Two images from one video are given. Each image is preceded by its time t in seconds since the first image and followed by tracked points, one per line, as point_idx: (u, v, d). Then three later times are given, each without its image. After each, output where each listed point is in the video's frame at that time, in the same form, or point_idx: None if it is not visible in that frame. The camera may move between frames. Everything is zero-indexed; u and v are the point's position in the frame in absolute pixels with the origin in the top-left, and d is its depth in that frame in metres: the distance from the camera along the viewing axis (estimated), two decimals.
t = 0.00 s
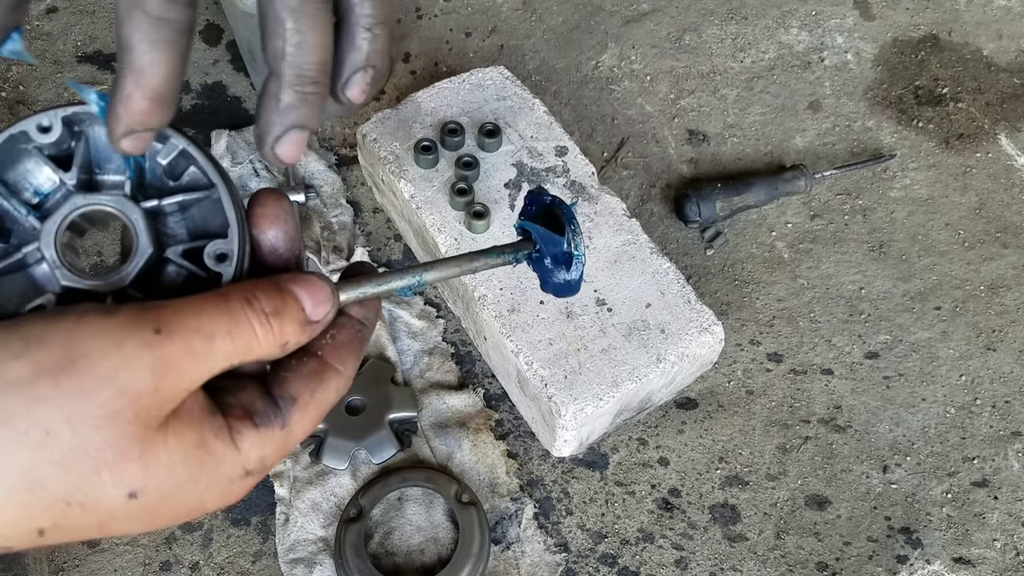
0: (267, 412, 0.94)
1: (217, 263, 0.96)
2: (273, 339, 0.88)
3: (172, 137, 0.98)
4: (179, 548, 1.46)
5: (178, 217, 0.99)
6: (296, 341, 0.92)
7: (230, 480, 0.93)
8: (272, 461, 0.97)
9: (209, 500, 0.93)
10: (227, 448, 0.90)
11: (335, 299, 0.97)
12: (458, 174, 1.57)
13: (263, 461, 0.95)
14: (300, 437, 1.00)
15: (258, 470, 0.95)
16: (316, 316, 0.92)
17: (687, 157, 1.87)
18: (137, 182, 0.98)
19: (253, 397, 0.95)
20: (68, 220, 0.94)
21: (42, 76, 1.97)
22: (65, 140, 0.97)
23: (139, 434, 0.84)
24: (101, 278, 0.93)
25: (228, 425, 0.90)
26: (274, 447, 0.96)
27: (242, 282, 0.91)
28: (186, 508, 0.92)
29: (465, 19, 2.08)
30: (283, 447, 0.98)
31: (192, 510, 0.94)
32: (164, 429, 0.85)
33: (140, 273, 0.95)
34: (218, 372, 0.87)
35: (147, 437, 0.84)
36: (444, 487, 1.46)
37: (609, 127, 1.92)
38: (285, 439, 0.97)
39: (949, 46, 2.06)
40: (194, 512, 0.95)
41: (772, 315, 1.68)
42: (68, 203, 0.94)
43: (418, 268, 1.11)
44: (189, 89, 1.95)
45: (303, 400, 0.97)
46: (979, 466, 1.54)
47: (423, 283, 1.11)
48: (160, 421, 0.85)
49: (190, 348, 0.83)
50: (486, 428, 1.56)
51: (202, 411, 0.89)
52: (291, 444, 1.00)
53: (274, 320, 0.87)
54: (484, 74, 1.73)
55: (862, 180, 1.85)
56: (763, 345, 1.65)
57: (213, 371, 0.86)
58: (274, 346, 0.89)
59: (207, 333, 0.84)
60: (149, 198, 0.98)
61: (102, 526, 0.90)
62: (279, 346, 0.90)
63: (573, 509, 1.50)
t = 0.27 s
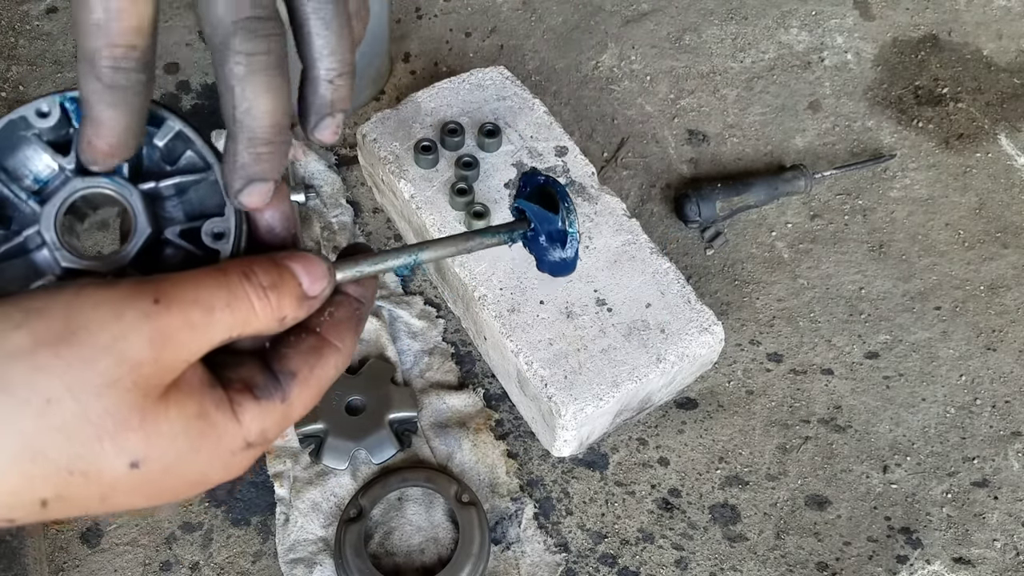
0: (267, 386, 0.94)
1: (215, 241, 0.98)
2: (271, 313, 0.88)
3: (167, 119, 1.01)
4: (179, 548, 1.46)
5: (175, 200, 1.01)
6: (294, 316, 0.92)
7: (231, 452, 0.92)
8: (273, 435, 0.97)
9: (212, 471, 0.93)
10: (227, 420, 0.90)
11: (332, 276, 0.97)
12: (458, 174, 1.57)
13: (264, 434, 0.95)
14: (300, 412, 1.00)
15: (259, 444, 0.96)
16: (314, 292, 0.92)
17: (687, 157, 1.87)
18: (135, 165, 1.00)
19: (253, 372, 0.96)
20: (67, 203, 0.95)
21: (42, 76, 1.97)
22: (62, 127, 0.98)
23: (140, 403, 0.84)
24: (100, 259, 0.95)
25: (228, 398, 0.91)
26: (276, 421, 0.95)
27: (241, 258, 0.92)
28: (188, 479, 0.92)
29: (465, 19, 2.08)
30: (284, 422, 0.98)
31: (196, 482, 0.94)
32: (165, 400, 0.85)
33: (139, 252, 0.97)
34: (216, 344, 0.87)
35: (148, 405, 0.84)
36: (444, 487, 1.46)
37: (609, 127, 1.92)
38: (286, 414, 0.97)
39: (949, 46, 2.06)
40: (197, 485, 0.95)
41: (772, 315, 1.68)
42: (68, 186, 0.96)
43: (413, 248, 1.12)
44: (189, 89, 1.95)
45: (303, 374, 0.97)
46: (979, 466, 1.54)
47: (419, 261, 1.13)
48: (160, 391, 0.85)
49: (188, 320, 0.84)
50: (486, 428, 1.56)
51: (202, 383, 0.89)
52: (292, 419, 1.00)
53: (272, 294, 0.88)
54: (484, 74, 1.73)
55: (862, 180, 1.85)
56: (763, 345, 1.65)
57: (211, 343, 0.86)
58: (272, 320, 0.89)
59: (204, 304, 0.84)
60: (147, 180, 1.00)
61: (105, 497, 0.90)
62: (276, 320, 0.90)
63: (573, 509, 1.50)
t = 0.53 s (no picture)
0: (268, 387, 0.95)
1: (214, 248, 0.98)
2: (271, 315, 0.89)
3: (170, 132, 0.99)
4: (179, 548, 1.46)
5: (174, 212, 1.00)
6: (294, 318, 0.92)
7: (233, 453, 0.92)
8: (272, 437, 0.97)
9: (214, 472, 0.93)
10: (230, 421, 0.90)
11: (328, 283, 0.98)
12: (458, 174, 1.57)
13: (265, 436, 0.95)
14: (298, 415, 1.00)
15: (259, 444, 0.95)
16: (311, 296, 0.93)
17: (687, 157, 1.87)
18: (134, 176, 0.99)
19: (253, 374, 0.96)
20: (67, 214, 0.93)
21: (43, 76, 1.97)
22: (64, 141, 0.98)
23: (145, 402, 0.83)
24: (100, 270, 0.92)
25: (230, 399, 0.91)
26: (276, 423, 0.96)
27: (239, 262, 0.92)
28: (190, 480, 0.91)
29: (465, 19, 2.08)
30: (283, 424, 0.98)
31: (197, 483, 0.93)
32: (168, 399, 0.85)
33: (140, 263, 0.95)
34: (218, 345, 0.87)
35: (153, 406, 0.84)
36: (444, 487, 1.46)
37: (609, 127, 1.92)
38: (285, 416, 0.97)
39: (949, 46, 2.06)
40: (197, 487, 0.95)
41: (772, 315, 1.68)
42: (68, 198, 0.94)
43: (405, 254, 1.12)
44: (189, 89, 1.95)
45: (302, 376, 0.98)
46: (979, 466, 1.54)
47: (412, 267, 1.12)
48: (165, 391, 0.84)
49: (191, 320, 0.84)
50: (486, 428, 1.56)
51: (205, 384, 0.89)
52: (290, 422, 1.00)
53: (271, 295, 0.88)
54: (484, 74, 1.73)
55: (861, 180, 1.85)
56: (763, 345, 1.65)
57: (213, 344, 0.86)
58: (274, 322, 0.89)
59: (207, 303, 0.84)
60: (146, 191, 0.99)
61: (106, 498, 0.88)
62: (277, 322, 0.90)
63: (573, 509, 1.50)
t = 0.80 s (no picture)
0: (263, 354, 0.96)
1: (209, 216, 0.98)
2: (265, 274, 0.90)
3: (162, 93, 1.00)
4: (179, 548, 1.46)
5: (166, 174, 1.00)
6: (289, 281, 0.93)
7: (228, 417, 0.93)
8: (269, 404, 0.98)
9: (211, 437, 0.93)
10: (224, 383, 0.91)
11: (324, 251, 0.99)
12: (458, 174, 1.57)
13: (260, 401, 0.96)
14: (296, 385, 1.01)
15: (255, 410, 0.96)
16: (305, 259, 0.94)
17: (687, 157, 1.87)
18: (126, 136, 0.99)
19: (250, 342, 0.97)
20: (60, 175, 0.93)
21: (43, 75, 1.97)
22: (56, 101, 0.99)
23: (138, 357, 0.85)
24: (94, 233, 0.94)
25: (224, 362, 0.92)
26: (272, 389, 0.97)
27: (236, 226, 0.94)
28: (186, 444, 0.92)
29: (465, 19, 2.08)
30: (280, 391, 0.98)
31: (194, 449, 0.94)
32: (162, 356, 0.86)
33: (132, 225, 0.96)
34: (211, 305, 0.89)
35: (146, 361, 0.85)
36: (444, 487, 1.46)
37: (609, 127, 1.92)
38: (281, 383, 0.98)
39: (949, 46, 2.06)
40: (194, 455, 0.95)
41: (772, 315, 1.68)
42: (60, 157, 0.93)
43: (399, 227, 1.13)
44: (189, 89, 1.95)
45: (298, 344, 0.98)
46: (979, 466, 1.54)
47: (406, 239, 1.13)
48: (158, 348, 0.86)
49: (181, 275, 0.86)
50: (486, 428, 1.56)
51: (199, 344, 0.90)
52: (287, 391, 1.00)
53: (264, 253, 0.89)
54: (484, 74, 1.73)
55: (861, 180, 1.85)
56: (763, 345, 1.65)
57: (205, 302, 0.88)
58: (267, 283, 0.91)
59: (199, 261, 0.87)
60: (138, 150, 0.99)
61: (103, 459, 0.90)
62: (272, 283, 0.91)
63: (573, 509, 1.50)
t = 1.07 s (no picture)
0: (251, 326, 0.96)
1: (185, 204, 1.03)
2: (247, 239, 0.92)
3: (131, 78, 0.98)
4: (179, 548, 1.46)
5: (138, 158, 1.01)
6: (274, 251, 0.95)
7: (214, 386, 0.92)
8: (257, 379, 0.96)
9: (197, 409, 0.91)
10: (207, 349, 0.91)
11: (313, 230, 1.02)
12: (458, 174, 1.57)
13: (247, 373, 0.95)
14: (287, 364, 1.00)
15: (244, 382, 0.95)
16: (293, 232, 0.97)
17: (687, 157, 1.87)
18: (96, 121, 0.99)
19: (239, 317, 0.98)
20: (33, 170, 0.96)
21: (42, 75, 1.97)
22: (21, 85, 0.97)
23: (118, 316, 0.87)
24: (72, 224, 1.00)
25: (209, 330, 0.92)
26: (260, 361, 0.96)
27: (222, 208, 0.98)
28: (171, 416, 0.90)
29: (465, 19, 2.08)
30: (268, 367, 0.97)
31: (181, 422, 0.91)
32: (143, 319, 0.88)
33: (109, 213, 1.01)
34: (194, 272, 0.91)
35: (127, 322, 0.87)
36: (444, 488, 1.46)
37: (609, 127, 1.92)
38: (269, 357, 0.97)
39: (949, 46, 2.06)
40: (181, 432, 0.93)
41: (772, 315, 1.68)
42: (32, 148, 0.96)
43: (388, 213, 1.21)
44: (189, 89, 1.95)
45: (286, 316, 0.99)
46: (979, 466, 1.54)
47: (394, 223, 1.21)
48: (139, 310, 0.88)
49: (162, 237, 0.89)
50: (486, 428, 1.56)
51: (182, 311, 0.92)
52: (278, 370, 0.99)
53: (246, 219, 0.92)
54: (484, 74, 1.73)
55: (862, 180, 1.85)
56: (763, 345, 1.65)
57: (187, 267, 0.90)
58: (250, 249, 0.93)
59: (180, 225, 0.90)
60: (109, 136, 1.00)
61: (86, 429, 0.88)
62: (256, 251, 0.93)
63: (573, 509, 1.50)
